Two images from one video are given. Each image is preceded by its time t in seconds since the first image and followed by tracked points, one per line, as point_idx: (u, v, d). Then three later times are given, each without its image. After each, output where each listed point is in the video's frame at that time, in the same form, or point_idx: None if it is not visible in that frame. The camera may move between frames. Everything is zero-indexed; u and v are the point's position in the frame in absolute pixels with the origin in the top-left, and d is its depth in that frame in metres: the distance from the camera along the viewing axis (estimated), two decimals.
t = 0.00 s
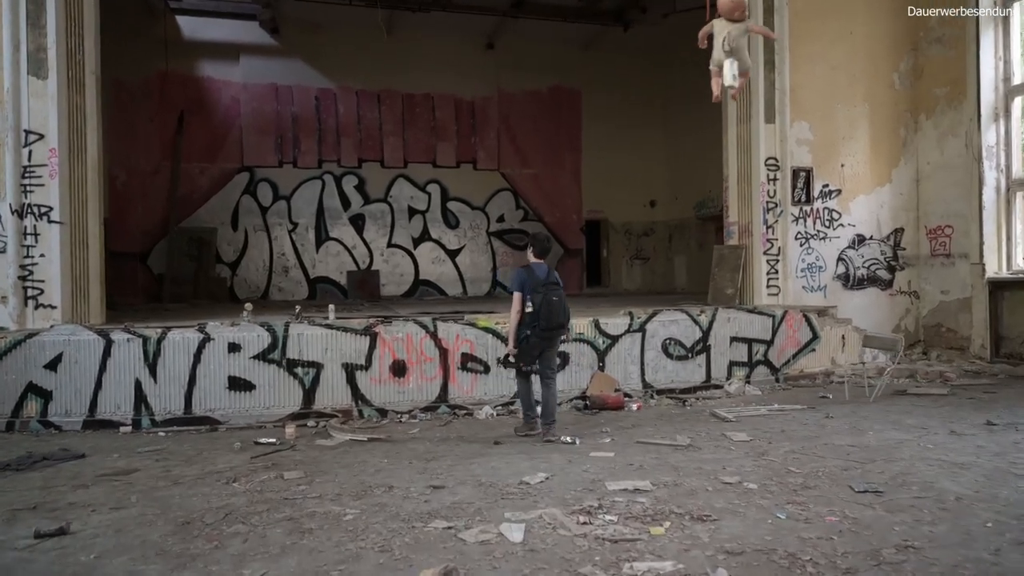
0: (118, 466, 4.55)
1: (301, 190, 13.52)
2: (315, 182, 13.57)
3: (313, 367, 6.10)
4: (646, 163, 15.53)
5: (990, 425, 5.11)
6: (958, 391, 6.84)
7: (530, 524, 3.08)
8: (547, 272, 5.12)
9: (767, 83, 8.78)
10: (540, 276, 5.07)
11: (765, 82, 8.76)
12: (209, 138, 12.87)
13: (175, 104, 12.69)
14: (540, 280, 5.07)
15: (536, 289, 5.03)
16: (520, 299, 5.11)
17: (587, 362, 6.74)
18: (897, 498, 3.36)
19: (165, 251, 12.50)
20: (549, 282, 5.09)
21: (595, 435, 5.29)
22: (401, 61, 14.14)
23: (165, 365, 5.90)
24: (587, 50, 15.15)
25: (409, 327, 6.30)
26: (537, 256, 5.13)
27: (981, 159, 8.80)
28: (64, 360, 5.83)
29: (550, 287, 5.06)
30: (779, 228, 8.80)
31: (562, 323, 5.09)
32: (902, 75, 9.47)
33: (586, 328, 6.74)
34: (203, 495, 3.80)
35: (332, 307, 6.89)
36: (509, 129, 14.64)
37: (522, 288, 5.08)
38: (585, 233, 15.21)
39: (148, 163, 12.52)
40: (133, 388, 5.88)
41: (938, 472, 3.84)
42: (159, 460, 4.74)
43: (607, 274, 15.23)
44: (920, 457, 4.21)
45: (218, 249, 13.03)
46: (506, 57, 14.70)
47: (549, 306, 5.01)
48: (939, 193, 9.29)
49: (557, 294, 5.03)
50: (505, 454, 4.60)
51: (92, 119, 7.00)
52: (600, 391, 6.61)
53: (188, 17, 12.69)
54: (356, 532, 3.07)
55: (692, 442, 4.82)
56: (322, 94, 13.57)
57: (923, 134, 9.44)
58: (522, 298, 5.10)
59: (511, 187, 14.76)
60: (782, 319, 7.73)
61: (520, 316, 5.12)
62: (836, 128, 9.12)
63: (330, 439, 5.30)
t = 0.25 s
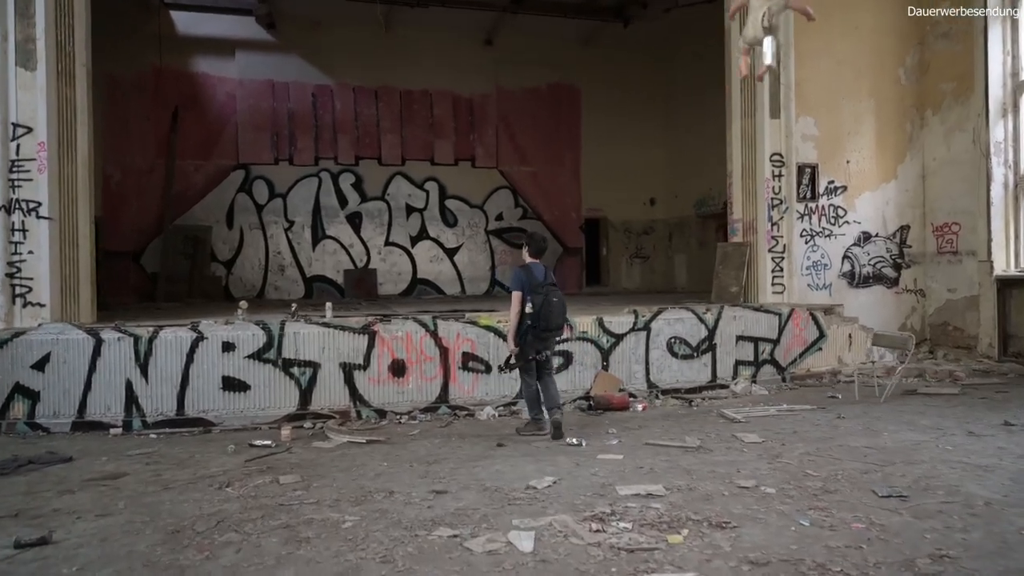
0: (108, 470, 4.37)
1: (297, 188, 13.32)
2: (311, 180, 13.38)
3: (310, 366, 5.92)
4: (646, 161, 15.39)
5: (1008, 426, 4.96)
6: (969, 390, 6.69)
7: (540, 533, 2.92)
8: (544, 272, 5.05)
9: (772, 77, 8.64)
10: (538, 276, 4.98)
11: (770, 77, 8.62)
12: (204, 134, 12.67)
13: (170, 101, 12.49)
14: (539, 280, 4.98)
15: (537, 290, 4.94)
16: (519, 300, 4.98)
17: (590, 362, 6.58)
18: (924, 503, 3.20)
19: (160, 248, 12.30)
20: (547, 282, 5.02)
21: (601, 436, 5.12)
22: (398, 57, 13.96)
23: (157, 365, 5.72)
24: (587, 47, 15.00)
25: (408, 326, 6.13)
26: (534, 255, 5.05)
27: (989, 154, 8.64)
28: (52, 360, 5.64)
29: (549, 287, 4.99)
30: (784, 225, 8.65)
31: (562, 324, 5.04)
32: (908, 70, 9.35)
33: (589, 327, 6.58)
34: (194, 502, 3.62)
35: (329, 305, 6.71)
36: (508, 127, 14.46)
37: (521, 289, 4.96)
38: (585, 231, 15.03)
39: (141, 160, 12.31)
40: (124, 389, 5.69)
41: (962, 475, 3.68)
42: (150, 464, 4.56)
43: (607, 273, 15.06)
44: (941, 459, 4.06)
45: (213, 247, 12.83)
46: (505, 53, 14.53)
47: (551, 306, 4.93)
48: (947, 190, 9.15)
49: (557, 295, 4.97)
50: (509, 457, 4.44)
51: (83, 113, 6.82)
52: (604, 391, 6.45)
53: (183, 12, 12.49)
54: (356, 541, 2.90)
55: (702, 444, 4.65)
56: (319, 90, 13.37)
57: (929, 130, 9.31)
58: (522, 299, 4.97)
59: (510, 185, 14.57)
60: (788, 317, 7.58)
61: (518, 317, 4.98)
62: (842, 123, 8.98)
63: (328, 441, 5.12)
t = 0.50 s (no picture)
0: (61, 482, 4.08)
1: (268, 185, 12.97)
2: (282, 177, 13.03)
3: (280, 369, 5.66)
4: (623, 160, 15.29)
5: (996, 426, 4.88)
6: (953, 389, 6.66)
7: (528, 548, 2.74)
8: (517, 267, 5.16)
9: (754, 74, 8.56)
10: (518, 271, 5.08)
11: (751, 75, 8.56)
12: (171, 130, 12.26)
13: (135, 95, 12.04)
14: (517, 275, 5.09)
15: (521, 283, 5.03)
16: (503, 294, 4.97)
17: (572, 363, 6.40)
18: (926, 509, 3.08)
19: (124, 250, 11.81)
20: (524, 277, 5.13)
21: (584, 439, 4.94)
22: (373, 52, 13.65)
23: (116, 368, 5.42)
24: (564, 44, 14.84)
25: (383, 327, 5.89)
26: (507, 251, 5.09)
27: (968, 154, 8.68)
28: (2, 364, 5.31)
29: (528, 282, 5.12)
30: (765, 223, 8.58)
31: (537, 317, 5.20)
32: (887, 69, 9.38)
33: (571, 327, 6.40)
34: (154, 517, 3.38)
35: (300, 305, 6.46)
36: (484, 124, 14.23)
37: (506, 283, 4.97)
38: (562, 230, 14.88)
39: (104, 156, 11.85)
40: (81, 394, 5.38)
41: (958, 479, 3.58)
42: (108, 475, 4.28)
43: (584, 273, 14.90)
44: (935, 461, 3.96)
45: (179, 245, 12.43)
46: (481, 49, 14.32)
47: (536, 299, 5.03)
48: (925, 189, 9.17)
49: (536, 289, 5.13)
50: (491, 463, 4.24)
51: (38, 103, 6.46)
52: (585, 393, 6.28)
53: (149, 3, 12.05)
54: (329, 559, 2.69)
55: (690, 448, 4.51)
56: (290, 85, 12.98)
57: (908, 129, 9.35)
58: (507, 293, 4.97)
59: (486, 183, 14.35)
60: (770, 317, 7.50)
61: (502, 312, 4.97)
62: (822, 122, 8.95)
63: (299, 448, 4.87)
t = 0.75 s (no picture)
0: (8, 497, 3.80)
1: (236, 183, 12.59)
2: (251, 175, 12.66)
3: (248, 373, 5.41)
4: (600, 160, 15.20)
5: (981, 427, 4.81)
6: (933, 390, 6.61)
7: (513, 565, 2.56)
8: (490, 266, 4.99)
9: (732, 73, 8.48)
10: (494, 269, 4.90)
11: (729, 72, 8.48)
12: (135, 126, 11.87)
13: (97, 89, 11.60)
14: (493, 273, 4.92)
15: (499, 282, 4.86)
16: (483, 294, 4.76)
17: (551, 365, 6.24)
18: (924, 517, 2.97)
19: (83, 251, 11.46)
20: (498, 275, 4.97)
21: (566, 444, 4.76)
22: (345, 47, 13.36)
23: (72, 373, 5.12)
24: (540, 42, 14.68)
25: (357, 328, 5.67)
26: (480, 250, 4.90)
27: (943, 154, 8.69)
28: None
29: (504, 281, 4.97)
30: (744, 223, 8.51)
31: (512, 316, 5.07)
32: (863, 69, 9.38)
33: (550, 328, 6.24)
34: (107, 535, 3.14)
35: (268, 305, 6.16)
36: (459, 122, 14.03)
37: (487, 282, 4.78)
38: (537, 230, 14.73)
39: (64, 152, 11.40)
40: (34, 400, 5.07)
41: (952, 483, 3.48)
42: (60, 487, 4.01)
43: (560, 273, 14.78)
44: (926, 465, 3.86)
45: (144, 244, 12.03)
46: (456, 46, 14.11)
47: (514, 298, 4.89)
48: (901, 189, 9.18)
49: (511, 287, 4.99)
50: (470, 470, 4.05)
51: None
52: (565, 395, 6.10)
53: None
54: None
55: (676, 452, 4.37)
56: (259, 80, 12.66)
57: (884, 130, 9.36)
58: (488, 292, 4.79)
59: (461, 182, 14.13)
60: (750, 317, 7.41)
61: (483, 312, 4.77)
62: (800, 121, 8.91)
63: (267, 456, 4.62)
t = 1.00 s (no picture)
0: None
1: (213, 180, 12.27)
2: (229, 172, 12.32)
3: (223, 376, 5.16)
4: (584, 159, 15.08)
5: (982, 428, 4.70)
6: (927, 390, 6.50)
7: None
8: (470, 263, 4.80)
9: (721, 68, 8.34)
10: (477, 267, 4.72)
11: (718, 66, 8.33)
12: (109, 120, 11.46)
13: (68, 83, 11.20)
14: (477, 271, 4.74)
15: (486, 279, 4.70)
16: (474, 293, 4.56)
17: (539, 366, 6.05)
18: (940, 526, 2.81)
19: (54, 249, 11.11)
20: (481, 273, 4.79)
21: (556, 449, 4.56)
22: (325, 42, 13.10)
23: (35, 376, 4.80)
24: (524, 39, 14.50)
25: (337, 329, 5.45)
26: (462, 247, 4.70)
27: (933, 151, 8.62)
28: None
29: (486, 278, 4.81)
30: (733, 221, 8.38)
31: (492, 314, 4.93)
32: (851, 66, 9.31)
33: (538, 328, 6.05)
34: (65, 552, 2.89)
35: (245, 304, 5.90)
36: (443, 120, 13.45)
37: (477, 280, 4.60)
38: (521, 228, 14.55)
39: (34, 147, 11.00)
40: None
41: (962, 488, 3.33)
42: (18, 499, 3.74)
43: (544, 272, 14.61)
44: (932, 468, 3.72)
45: (118, 243, 11.69)
46: (439, 42, 13.87)
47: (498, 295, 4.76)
48: (889, 187, 9.12)
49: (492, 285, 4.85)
50: (457, 478, 3.84)
51: None
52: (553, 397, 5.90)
53: None
54: None
55: (671, 457, 4.19)
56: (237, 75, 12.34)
57: (872, 128, 9.31)
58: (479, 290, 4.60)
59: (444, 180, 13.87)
60: (740, 316, 7.27)
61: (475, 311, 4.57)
62: (789, 118, 8.80)
63: (242, 463, 4.37)
